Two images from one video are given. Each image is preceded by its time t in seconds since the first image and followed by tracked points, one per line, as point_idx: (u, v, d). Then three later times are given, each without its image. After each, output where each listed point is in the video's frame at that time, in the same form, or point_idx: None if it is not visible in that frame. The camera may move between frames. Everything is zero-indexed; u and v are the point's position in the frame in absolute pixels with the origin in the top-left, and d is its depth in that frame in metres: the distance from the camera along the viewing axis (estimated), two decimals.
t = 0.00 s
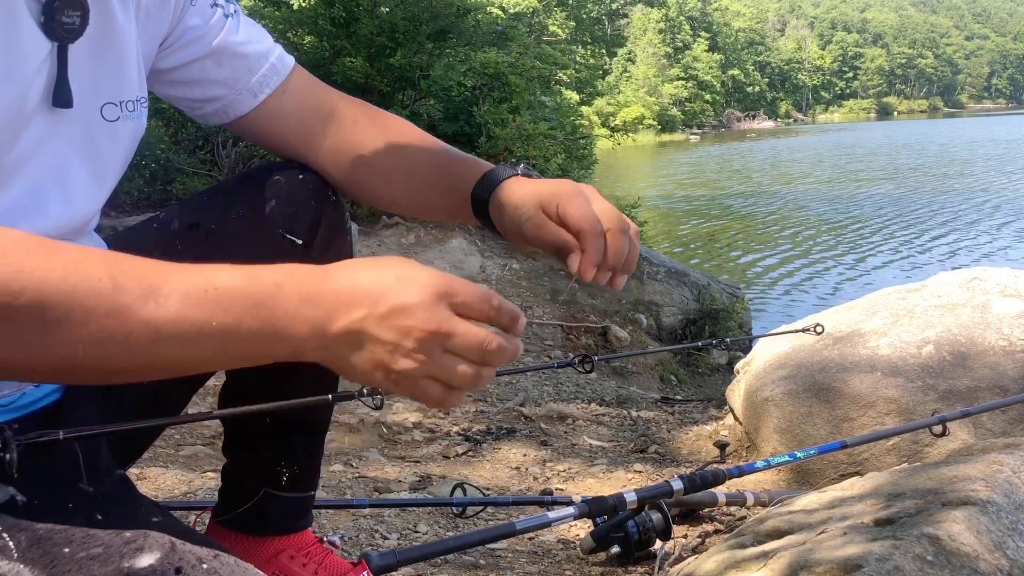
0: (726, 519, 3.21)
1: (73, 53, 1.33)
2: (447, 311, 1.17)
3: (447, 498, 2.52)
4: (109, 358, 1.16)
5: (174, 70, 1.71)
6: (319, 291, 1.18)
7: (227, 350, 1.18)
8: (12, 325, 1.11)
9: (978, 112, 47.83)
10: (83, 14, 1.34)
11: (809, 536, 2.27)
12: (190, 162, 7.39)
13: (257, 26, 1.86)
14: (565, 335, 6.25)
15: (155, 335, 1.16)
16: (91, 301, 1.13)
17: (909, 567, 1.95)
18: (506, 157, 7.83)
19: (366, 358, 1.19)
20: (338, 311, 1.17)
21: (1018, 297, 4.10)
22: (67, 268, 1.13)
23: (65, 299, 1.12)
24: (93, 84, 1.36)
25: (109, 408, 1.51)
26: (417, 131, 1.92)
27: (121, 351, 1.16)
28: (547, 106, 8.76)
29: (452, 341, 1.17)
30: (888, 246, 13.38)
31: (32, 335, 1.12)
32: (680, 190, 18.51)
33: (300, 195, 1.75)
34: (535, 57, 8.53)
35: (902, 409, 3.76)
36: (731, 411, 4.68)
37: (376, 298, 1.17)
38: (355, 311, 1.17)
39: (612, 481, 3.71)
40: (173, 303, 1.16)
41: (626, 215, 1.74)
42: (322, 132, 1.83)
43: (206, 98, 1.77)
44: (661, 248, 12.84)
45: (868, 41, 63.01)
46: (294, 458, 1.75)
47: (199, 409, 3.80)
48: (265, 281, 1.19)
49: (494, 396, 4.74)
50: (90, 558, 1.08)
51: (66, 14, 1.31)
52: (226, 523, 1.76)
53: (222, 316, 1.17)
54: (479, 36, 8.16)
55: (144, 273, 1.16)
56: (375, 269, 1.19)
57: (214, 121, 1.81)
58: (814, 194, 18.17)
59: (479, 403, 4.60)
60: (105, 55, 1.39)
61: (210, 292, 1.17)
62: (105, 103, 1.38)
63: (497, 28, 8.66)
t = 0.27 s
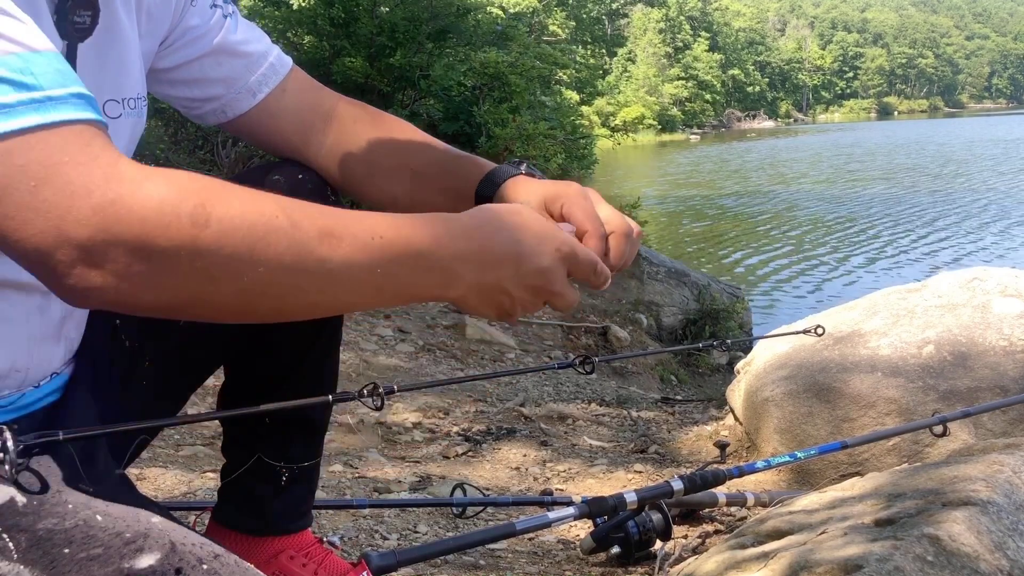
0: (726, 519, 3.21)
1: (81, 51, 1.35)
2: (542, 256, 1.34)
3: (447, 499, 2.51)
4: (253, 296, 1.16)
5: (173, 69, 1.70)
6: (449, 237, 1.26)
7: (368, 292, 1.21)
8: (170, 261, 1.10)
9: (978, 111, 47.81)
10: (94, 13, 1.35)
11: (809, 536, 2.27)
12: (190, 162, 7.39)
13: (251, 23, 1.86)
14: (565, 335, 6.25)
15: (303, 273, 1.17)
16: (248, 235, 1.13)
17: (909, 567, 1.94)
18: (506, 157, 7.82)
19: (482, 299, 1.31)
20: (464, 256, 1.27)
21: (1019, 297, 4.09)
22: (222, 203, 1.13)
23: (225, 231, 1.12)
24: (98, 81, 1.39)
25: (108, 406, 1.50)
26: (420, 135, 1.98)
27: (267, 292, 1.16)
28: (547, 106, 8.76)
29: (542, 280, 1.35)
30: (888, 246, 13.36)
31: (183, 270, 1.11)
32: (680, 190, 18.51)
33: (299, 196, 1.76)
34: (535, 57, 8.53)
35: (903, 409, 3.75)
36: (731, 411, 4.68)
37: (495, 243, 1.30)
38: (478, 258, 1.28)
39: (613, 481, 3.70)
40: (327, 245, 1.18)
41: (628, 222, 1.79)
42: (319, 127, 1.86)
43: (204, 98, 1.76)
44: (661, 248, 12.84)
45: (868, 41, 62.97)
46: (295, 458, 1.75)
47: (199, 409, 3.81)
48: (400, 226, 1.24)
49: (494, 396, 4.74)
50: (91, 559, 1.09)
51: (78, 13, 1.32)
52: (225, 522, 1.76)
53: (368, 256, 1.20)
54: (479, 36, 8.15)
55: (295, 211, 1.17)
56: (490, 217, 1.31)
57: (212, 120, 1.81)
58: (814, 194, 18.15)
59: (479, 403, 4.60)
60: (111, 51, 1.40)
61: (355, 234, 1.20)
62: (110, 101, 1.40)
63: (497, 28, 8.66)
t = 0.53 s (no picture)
0: (726, 519, 3.21)
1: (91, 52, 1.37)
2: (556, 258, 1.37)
3: (447, 499, 2.51)
4: (286, 285, 1.16)
5: (177, 73, 1.69)
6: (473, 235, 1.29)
7: (399, 285, 1.22)
8: (208, 245, 1.10)
9: (979, 111, 47.68)
10: (101, 15, 1.36)
11: (810, 536, 2.27)
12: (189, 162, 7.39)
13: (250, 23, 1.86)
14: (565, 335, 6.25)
15: (337, 264, 1.18)
16: (285, 222, 1.14)
17: (909, 567, 1.94)
18: (505, 157, 7.82)
19: (502, 301, 1.33)
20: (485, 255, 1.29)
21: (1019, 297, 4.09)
22: (258, 191, 1.14)
23: (262, 217, 1.13)
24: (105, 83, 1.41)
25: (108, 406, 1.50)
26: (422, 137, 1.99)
27: (301, 280, 1.16)
28: (547, 106, 8.75)
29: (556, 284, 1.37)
30: (888, 246, 13.36)
31: (220, 255, 1.11)
32: (680, 190, 18.51)
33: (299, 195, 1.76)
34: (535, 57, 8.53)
35: (903, 409, 3.75)
36: (731, 411, 4.68)
37: (515, 244, 1.33)
38: (499, 259, 1.31)
39: (613, 481, 3.70)
40: (359, 236, 1.20)
41: (626, 228, 1.79)
42: (317, 128, 1.87)
43: (207, 100, 1.76)
44: (661, 248, 12.84)
45: (868, 41, 62.95)
46: (294, 459, 1.75)
47: (199, 409, 3.81)
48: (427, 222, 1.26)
49: (494, 396, 4.74)
50: (92, 559, 1.09)
51: (87, 16, 1.33)
52: (224, 523, 1.76)
53: (398, 249, 1.22)
54: (479, 36, 8.14)
55: (327, 203, 1.19)
56: (507, 220, 1.34)
57: (213, 123, 1.81)
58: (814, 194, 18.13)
59: (479, 403, 4.60)
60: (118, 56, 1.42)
61: (386, 226, 1.21)
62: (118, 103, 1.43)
63: (497, 28, 8.67)
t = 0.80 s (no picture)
0: (726, 519, 3.21)
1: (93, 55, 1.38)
2: (564, 328, 1.42)
3: (447, 499, 2.51)
4: (287, 324, 1.23)
5: (174, 71, 1.70)
6: (478, 297, 1.35)
7: (394, 336, 1.29)
8: (221, 279, 1.18)
9: (979, 111, 47.65)
10: (103, 19, 1.37)
11: (810, 536, 2.27)
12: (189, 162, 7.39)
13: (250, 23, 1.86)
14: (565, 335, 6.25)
15: (338, 309, 1.25)
16: (297, 265, 1.22)
17: (909, 567, 1.94)
18: (506, 157, 7.83)
19: (498, 364, 1.39)
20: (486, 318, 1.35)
21: (1019, 297, 4.08)
22: (276, 232, 1.23)
23: (275, 258, 1.21)
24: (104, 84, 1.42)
25: (108, 407, 1.50)
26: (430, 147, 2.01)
27: (303, 321, 1.24)
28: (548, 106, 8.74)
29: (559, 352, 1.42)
30: (889, 246, 13.35)
31: (230, 288, 1.20)
32: (680, 190, 18.50)
33: (299, 195, 1.77)
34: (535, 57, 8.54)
35: (903, 409, 3.75)
36: (731, 411, 4.68)
37: (521, 311, 1.38)
38: (501, 324, 1.37)
39: (613, 482, 3.70)
40: (366, 287, 1.27)
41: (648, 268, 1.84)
42: (322, 132, 1.87)
43: (205, 98, 1.77)
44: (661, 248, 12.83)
45: (868, 41, 62.82)
46: (294, 459, 1.75)
47: (199, 409, 3.81)
48: (433, 281, 1.33)
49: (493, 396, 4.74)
50: (91, 559, 1.09)
51: (90, 19, 1.34)
52: (224, 523, 1.76)
53: (400, 302, 1.29)
54: (479, 36, 8.14)
55: (341, 253, 1.26)
56: (520, 287, 1.40)
57: (213, 122, 1.82)
58: (815, 194, 18.11)
59: (479, 403, 4.60)
60: (115, 56, 1.44)
61: (393, 280, 1.29)
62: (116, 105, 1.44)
63: (498, 28, 8.66)
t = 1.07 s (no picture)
0: (726, 519, 3.21)
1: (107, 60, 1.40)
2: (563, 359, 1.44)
3: (447, 499, 2.51)
4: (300, 339, 1.28)
5: (180, 74, 1.70)
6: (481, 323, 1.39)
7: (401, 354, 1.33)
8: (239, 291, 1.23)
9: (979, 110, 47.64)
10: (118, 24, 1.39)
11: (809, 536, 2.27)
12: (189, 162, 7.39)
13: (255, 26, 1.86)
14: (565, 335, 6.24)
15: (350, 326, 1.29)
16: (317, 283, 1.27)
17: (909, 567, 1.94)
18: (506, 157, 7.82)
19: (491, 388, 1.42)
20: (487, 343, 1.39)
21: (1019, 297, 4.08)
22: (301, 250, 1.27)
23: (298, 274, 1.25)
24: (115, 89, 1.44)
25: (109, 408, 1.50)
26: (440, 163, 2.02)
27: (315, 337, 1.28)
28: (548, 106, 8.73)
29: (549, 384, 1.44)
30: (889, 246, 13.35)
31: (252, 300, 1.24)
32: (680, 190, 18.50)
33: (301, 196, 1.77)
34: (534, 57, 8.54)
35: (903, 409, 3.75)
36: (731, 411, 4.68)
37: (520, 338, 1.41)
38: (502, 349, 1.40)
39: (613, 482, 3.71)
40: (375, 304, 1.31)
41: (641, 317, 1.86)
42: (328, 135, 1.88)
43: (209, 101, 1.77)
44: (660, 248, 12.83)
45: (868, 41, 62.77)
46: (294, 459, 1.75)
47: (199, 409, 3.81)
48: (441, 303, 1.37)
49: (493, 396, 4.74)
50: (92, 560, 1.09)
51: (105, 25, 1.36)
52: (224, 523, 1.76)
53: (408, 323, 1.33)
54: (479, 36, 8.14)
55: (358, 272, 1.30)
56: (524, 314, 1.43)
57: (216, 124, 1.82)
58: (815, 194, 18.09)
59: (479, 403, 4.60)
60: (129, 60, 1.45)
61: (405, 300, 1.33)
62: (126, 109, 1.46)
63: (498, 28, 8.66)
